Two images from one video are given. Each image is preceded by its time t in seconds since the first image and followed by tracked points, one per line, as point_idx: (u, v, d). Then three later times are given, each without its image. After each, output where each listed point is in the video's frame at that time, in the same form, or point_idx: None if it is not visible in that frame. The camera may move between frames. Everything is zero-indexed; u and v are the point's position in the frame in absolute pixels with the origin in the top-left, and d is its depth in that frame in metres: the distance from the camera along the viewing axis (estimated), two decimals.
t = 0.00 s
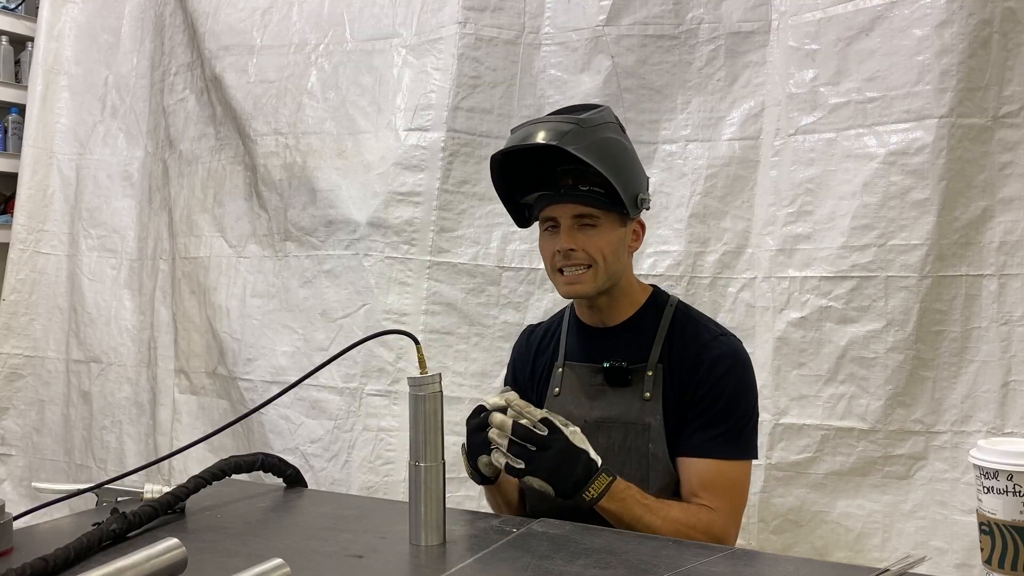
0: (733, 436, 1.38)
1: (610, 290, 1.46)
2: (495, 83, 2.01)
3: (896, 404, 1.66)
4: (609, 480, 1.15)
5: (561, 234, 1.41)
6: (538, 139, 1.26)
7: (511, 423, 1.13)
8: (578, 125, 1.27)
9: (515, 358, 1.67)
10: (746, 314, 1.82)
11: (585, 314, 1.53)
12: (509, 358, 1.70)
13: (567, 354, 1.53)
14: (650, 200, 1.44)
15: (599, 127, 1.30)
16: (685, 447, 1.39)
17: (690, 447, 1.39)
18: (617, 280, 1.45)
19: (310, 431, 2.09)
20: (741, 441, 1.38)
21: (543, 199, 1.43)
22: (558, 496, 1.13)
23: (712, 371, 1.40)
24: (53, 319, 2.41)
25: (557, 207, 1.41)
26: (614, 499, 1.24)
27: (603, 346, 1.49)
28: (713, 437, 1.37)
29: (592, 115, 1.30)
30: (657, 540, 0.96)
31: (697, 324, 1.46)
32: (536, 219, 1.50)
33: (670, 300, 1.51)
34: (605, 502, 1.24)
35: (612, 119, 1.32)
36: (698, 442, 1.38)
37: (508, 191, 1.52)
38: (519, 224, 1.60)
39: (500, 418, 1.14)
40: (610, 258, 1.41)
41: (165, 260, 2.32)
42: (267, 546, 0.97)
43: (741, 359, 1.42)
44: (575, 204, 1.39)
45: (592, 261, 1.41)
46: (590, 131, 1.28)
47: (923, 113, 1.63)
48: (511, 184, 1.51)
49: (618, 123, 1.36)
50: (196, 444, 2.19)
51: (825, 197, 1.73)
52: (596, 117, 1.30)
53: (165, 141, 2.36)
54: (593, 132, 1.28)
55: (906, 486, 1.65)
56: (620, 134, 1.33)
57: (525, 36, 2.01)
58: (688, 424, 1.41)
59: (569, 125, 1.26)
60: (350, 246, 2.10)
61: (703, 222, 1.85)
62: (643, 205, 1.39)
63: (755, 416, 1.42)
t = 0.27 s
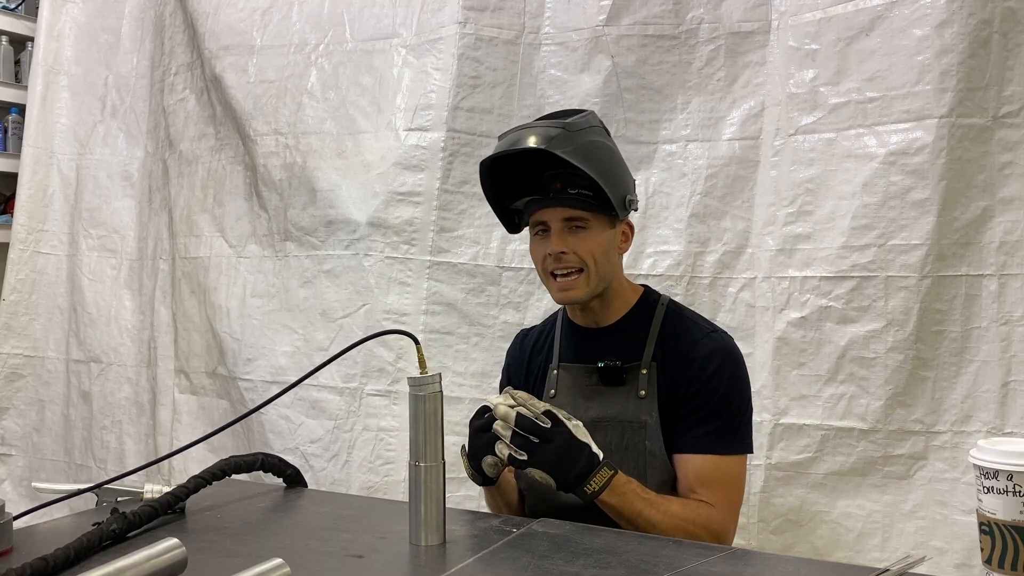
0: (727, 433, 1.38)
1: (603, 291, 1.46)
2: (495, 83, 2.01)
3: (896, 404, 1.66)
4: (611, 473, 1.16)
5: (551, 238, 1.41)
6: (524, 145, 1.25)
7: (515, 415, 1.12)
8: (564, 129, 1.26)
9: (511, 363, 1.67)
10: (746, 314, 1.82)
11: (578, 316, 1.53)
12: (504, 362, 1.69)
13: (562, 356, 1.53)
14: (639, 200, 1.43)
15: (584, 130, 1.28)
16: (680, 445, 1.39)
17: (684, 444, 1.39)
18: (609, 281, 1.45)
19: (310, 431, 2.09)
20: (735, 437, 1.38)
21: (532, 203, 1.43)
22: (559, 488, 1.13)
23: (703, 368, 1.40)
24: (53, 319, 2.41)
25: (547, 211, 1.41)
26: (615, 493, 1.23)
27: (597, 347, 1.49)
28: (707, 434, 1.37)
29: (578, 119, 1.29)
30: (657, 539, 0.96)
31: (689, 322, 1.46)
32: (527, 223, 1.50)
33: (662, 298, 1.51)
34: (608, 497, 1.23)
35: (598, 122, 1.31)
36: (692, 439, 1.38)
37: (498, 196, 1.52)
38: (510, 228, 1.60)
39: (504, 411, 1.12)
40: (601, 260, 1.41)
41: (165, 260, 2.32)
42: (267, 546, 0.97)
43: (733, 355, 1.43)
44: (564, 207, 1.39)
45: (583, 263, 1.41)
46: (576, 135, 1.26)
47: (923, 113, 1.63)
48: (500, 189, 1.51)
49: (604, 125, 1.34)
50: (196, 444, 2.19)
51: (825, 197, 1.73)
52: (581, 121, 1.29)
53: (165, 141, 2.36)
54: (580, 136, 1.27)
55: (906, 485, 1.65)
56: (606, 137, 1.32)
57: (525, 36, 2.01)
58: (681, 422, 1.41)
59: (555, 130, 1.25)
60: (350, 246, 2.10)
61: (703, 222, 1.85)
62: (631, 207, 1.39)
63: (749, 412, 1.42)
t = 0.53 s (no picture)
0: (722, 433, 1.38)
1: (597, 289, 1.46)
2: (495, 83, 2.01)
3: (896, 404, 1.66)
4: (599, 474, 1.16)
5: (545, 235, 1.41)
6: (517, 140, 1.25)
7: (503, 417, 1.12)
8: (558, 125, 1.26)
9: (507, 363, 1.67)
10: (746, 314, 1.82)
11: (573, 316, 1.52)
12: (502, 362, 1.69)
13: (557, 356, 1.53)
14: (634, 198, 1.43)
15: (578, 126, 1.28)
16: (674, 445, 1.39)
17: (678, 445, 1.39)
18: (603, 279, 1.45)
19: (310, 431, 2.09)
20: (730, 438, 1.38)
21: (527, 200, 1.43)
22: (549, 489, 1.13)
23: (696, 368, 1.40)
24: (53, 319, 2.41)
25: (541, 208, 1.41)
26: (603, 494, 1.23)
27: (592, 347, 1.49)
28: (701, 435, 1.37)
29: (572, 115, 1.29)
30: (656, 539, 0.96)
31: (683, 321, 1.46)
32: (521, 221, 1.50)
33: (656, 297, 1.51)
34: (596, 497, 1.23)
35: (592, 118, 1.32)
36: (687, 440, 1.38)
37: (493, 195, 1.52)
38: (505, 228, 1.60)
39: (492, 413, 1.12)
40: (595, 257, 1.41)
41: (165, 260, 2.32)
42: (267, 546, 0.97)
43: (727, 355, 1.42)
44: (558, 204, 1.39)
45: (578, 260, 1.41)
46: (570, 131, 1.26)
47: (923, 113, 1.63)
48: (494, 188, 1.51)
49: (598, 122, 1.35)
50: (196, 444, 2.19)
51: (825, 197, 1.73)
52: (575, 117, 1.29)
53: (165, 141, 2.36)
54: (573, 131, 1.27)
55: (906, 485, 1.65)
56: (600, 134, 1.33)
57: (525, 36, 2.01)
58: (676, 422, 1.41)
59: (548, 125, 1.25)
60: (350, 246, 2.10)
61: (703, 221, 1.85)
62: (626, 204, 1.39)
63: (744, 412, 1.42)
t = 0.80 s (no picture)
0: (724, 437, 1.38)
1: (597, 291, 1.46)
2: (495, 83, 2.01)
3: (896, 404, 1.66)
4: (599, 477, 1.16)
5: (545, 238, 1.41)
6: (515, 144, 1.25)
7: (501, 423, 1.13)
8: (557, 128, 1.25)
9: (505, 363, 1.66)
10: (746, 314, 1.82)
11: (573, 317, 1.53)
12: (500, 363, 1.69)
13: (557, 358, 1.53)
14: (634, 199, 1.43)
15: (578, 128, 1.28)
16: (677, 449, 1.40)
17: (681, 448, 1.39)
18: (604, 281, 1.45)
19: (310, 431, 2.09)
20: (732, 441, 1.38)
21: (526, 202, 1.42)
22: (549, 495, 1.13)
23: (700, 372, 1.40)
24: (53, 319, 2.41)
25: (541, 211, 1.41)
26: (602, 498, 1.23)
27: (593, 349, 1.49)
28: (703, 438, 1.37)
29: (570, 117, 1.28)
30: (656, 539, 0.96)
31: (685, 325, 1.46)
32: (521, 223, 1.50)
33: (658, 300, 1.50)
34: (595, 502, 1.23)
35: (592, 120, 1.31)
36: (690, 444, 1.38)
37: (492, 195, 1.52)
38: (504, 228, 1.59)
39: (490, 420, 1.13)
40: (596, 260, 1.41)
41: (165, 260, 2.32)
42: (266, 546, 0.97)
43: (730, 358, 1.42)
44: (558, 206, 1.39)
45: (578, 263, 1.41)
46: (570, 133, 1.26)
47: (923, 113, 1.63)
48: (493, 189, 1.50)
49: (598, 123, 1.34)
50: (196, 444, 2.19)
51: (825, 197, 1.73)
52: (574, 119, 1.28)
53: (165, 141, 2.36)
54: (573, 134, 1.27)
55: (906, 486, 1.65)
56: (601, 135, 1.32)
57: (525, 36, 2.01)
58: (678, 425, 1.41)
59: (548, 129, 1.24)
60: (350, 246, 2.10)
61: (703, 221, 1.85)
62: (627, 206, 1.38)
63: (747, 415, 1.42)
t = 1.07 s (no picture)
0: (726, 439, 1.38)
1: (599, 293, 1.46)
2: (495, 83, 2.01)
3: (896, 404, 1.66)
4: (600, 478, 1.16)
5: (546, 240, 1.41)
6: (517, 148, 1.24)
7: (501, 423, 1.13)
8: (558, 130, 1.25)
9: (506, 363, 1.66)
10: (746, 313, 1.82)
11: (575, 318, 1.53)
12: (501, 362, 1.69)
13: (558, 358, 1.53)
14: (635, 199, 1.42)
15: (578, 130, 1.27)
16: (678, 450, 1.40)
17: (682, 450, 1.39)
18: (605, 283, 1.45)
19: (310, 431, 2.09)
20: (734, 443, 1.38)
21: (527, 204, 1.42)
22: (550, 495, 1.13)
23: (701, 373, 1.40)
24: (53, 319, 2.41)
25: (541, 212, 1.40)
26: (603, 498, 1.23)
27: (595, 350, 1.49)
28: (705, 440, 1.37)
29: (570, 119, 1.27)
30: (656, 539, 0.96)
31: (687, 326, 1.46)
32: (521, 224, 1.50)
33: (660, 301, 1.50)
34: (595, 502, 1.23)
35: (592, 121, 1.31)
36: (691, 445, 1.38)
37: (491, 196, 1.51)
38: (504, 229, 1.59)
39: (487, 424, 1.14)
40: (598, 262, 1.41)
41: (165, 260, 2.32)
42: (266, 546, 0.97)
43: (732, 360, 1.42)
44: (559, 208, 1.38)
45: (580, 265, 1.41)
46: (571, 135, 1.26)
47: (923, 113, 1.63)
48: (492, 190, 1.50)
49: (598, 123, 1.33)
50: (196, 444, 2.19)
51: (825, 197, 1.73)
52: (575, 120, 1.28)
53: (165, 141, 2.36)
54: (574, 136, 1.26)
55: (906, 485, 1.65)
56: (601, 136, 1.32)
57: (525, 36, 2.01)
58: (680, 426, 1.42)
59: (549, 131, 1.24)
60: (350, 246, 2.10)
61: (703, 221, 1.85)
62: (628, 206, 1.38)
63: (749, 417, 1.42)
